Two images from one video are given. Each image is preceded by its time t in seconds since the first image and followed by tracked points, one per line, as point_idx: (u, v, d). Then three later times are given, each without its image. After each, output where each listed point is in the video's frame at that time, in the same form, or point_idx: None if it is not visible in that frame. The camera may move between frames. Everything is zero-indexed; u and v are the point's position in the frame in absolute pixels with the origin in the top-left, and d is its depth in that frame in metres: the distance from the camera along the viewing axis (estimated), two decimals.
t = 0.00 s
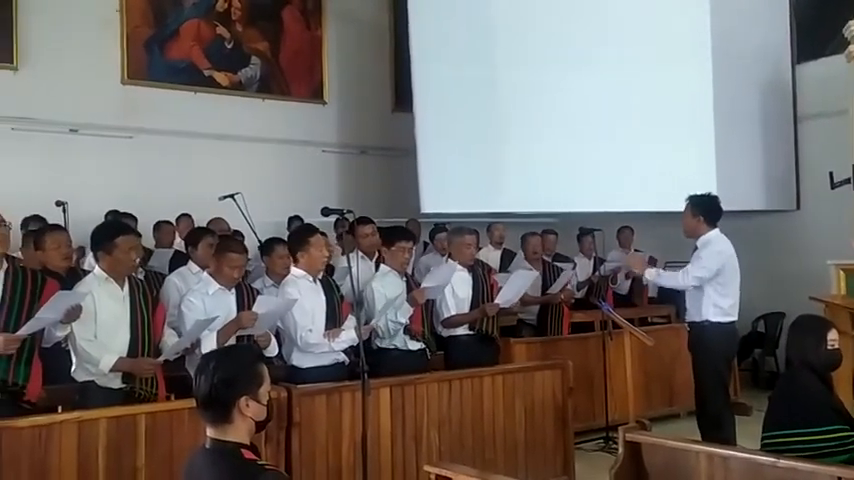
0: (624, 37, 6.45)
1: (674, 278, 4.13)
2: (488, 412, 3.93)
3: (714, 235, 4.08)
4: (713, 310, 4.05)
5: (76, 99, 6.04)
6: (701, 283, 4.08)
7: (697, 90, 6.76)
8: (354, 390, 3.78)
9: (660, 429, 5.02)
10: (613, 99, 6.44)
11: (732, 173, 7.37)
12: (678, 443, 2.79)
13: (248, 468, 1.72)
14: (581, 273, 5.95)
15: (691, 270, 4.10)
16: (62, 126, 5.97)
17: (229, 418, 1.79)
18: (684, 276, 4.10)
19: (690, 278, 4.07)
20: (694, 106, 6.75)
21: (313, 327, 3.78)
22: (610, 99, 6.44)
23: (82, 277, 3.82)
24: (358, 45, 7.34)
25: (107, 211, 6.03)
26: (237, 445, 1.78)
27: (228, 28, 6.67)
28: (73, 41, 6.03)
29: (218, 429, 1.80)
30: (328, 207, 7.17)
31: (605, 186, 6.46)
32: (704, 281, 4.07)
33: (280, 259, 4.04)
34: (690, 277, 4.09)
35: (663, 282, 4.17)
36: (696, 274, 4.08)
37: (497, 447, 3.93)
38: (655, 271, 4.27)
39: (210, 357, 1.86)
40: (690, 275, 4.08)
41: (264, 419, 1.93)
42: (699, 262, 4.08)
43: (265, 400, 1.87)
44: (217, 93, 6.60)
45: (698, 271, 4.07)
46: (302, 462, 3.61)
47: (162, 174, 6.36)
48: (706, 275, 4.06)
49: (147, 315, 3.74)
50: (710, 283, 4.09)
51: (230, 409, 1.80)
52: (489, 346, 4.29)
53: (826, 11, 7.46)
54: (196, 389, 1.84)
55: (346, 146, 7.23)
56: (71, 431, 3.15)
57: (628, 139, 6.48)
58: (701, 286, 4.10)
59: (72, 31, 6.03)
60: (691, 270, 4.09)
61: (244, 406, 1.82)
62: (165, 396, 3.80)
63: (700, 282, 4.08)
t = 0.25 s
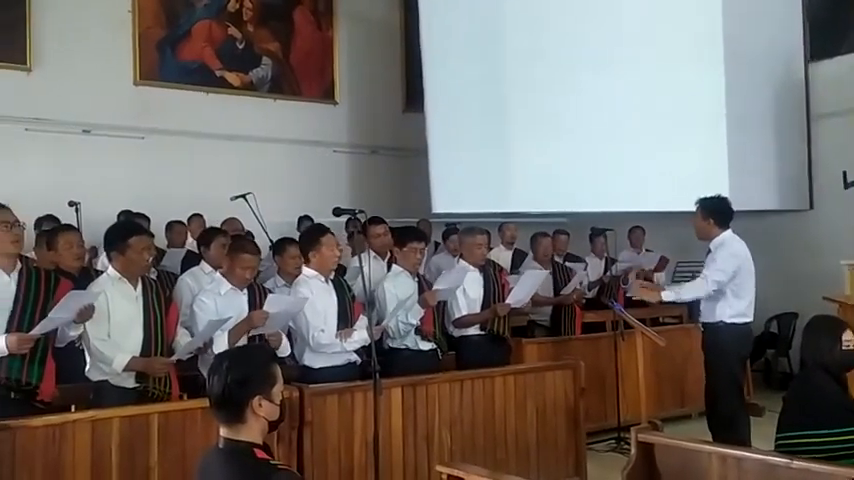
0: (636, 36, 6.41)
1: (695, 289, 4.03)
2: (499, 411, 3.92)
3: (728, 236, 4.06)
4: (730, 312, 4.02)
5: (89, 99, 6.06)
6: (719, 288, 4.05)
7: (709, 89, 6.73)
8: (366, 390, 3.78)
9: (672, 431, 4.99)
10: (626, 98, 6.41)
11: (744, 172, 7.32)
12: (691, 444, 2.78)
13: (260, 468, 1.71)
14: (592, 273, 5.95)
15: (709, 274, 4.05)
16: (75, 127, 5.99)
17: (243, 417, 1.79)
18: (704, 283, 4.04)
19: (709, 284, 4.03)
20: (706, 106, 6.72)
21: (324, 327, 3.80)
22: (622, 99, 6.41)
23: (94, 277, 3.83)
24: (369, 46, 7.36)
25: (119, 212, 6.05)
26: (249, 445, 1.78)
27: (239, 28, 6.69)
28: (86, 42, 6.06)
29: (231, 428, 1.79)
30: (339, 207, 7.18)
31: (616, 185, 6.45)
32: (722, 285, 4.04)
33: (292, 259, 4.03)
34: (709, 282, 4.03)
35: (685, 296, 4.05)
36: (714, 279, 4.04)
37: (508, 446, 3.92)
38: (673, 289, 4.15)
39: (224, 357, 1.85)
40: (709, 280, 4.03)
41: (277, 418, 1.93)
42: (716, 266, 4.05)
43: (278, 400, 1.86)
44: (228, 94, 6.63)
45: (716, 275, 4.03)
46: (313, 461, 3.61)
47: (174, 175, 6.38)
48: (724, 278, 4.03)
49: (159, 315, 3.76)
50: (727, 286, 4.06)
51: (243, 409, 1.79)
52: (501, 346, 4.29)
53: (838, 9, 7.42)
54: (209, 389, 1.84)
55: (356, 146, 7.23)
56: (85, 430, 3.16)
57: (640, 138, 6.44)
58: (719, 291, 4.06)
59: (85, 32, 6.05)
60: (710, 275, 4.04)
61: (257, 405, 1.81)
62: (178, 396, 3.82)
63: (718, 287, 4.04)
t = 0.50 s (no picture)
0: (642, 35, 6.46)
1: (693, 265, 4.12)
2: (505, 407, 4.01)
3: (728, 234, 4.14)
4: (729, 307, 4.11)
5: (104, 102, 6.16)
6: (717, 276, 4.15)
7: (714, 89, 6.79)
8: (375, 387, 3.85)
9: (675, 426, 5.08)
10: (633, 101, 6.46)
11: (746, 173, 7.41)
12: (694, 439, 2.83)
13: (272, 461, 1.76)
14: (595, 272, 6.05)
15: (710, 259, 4.13)
16: (91, 129, 6.10)
17: (255, 413, 1.82)
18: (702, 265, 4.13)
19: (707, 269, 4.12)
20: (711, 107, 6.79)
21: (334, 324, 3.90)
22: (630, 101, 6.45)
23: (111, 276, 3.92)
24: (378, 49, 7.48)
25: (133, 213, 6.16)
26: (261, 437, 1.82)
27: (252, 33, 6.80)
28: (102, 45, 6.17)
29: (244, 424, 1.83)
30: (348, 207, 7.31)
31: (621, 186, 6.49)
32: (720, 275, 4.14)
33: (302, 258, 4.14)
34: (708, 267, 4.13)
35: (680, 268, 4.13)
36: (714, 266, 4.13)
37: (514, 441, 4.01)
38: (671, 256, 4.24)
39: (236, 354, 1.88)
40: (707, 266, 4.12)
41: (289, 413, 1.96)
42: (717, 254, 4.13)
43: (289, 394, 1.89)
44: (241, 98, 6.74)
45: (716, 263, 4.12)
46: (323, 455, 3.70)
47: (184, 176, 6.48)
48: (723, 268, 4.12)
49: (174, 312, 3.86)
50: (725, 277, 4.16)
51: (256, 405, 1.82)
52: (507, 343, 4.39)
53: (838, 12, 7.50)
54: (221, 383, 1.87)
55: (364, 147, 7.36)
56: (102, 424, 3.26)
57: (646, 137, 6.50)
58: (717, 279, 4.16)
59: (102, 36, 6.16)
60: (710, 261, 4.13)
61: (269, 401, 1.84)
62: (193, 391, 3.92)
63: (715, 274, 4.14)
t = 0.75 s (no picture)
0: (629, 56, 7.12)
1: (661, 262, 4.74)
2: (503, 387, 4.54)
3: (697, 236, 4.71)
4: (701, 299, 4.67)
5: (151, 119, 7.09)
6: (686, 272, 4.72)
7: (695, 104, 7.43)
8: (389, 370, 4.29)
9: (652, 404, 5.66)
10: (618, 113, 7.12)
11: (721, 180, 8.07)
12: (669, 416, 3.26)
13: (299, 436, 1.87)
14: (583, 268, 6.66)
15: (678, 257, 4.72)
16: (140, 143, 7.03)
17: (284, 391, 1.97)
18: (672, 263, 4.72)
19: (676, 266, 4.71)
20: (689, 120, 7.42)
21: (353, 314, 4.40)
22: (615, 113, 7.11)
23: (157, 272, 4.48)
24: (390, 71, 8.55)
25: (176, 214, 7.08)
26: (289, 415, 1.95)
27: (280, 59, 7.84)
28: (147, 69, 7.10)
29: (274, 401, 1.98)
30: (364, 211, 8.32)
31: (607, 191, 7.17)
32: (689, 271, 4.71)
33: (325, 255, 4.69)
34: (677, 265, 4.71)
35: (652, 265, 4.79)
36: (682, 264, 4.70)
37: (510, 417, 4.54)
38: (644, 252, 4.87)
39: (268, 340, 2.04)
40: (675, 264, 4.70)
41: (314, 393, 2.11)
42: (684, 254, 4.71)
43: (314, 376, 2.04)
44: (271, 115, 7.76)
45: (684, 262, 4.70)
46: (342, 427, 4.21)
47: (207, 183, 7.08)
48: (690, 266, 4.69)
49: (213, 304, 4.12)
50: (694, 273, 4.72)
51: (285, 385, 1.97)
52: (504, 332, 4.94)
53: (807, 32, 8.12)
54: (255, 368, 2.02)
55: (381, 159, 8.43)
56: (149, 402, 3.36)
57: (637, 139, 7.16)
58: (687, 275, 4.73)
59: (149, 62, 7.11)
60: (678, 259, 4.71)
61: (296, 381, 1.99)
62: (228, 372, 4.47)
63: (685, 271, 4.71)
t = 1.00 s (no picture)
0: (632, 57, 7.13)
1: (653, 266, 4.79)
2: (506, 386, 4.55)
3: (702, 236, 4.73)
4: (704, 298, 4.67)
5: (158, 119, 7.14)
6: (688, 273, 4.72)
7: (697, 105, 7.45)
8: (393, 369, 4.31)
9: (656, 403, 5.67)
10: (622, 112, 7.13)
11: (725, 180, 8.07)
12: (673, 416, 3.27)
13: (304, 435, 1.89)
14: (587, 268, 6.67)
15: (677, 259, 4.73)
16: (147, 143, 7.07)
17: (288, 391, 1.97)
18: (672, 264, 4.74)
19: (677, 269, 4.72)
20: (692, 120, 7.45)
21: (358, 314, 4.42)
22: (619, 112, 7.12)
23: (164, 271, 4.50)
24: (394, 72, 8.57)
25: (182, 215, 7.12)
26: (294, 414, 1.96)
27: (285, 60, 7.87)
28: (153, 70, 7.13)
29: (279, 400, 1.98)
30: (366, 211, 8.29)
31: (610, 191, 7.15)
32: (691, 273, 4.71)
33: (329, 255, 4.73)
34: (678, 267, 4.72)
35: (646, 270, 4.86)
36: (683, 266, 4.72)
37: (514, 416, 4.55)
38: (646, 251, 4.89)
39: (272, 339, 2.04)
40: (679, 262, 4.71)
41: (319, 392, 2.11)
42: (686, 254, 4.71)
43: (318, 376, 2.04)
44: (275, 116, 7.78)
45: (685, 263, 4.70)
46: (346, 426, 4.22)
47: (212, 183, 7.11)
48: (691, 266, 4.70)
49: (217, 304, 4.12)
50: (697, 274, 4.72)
51: (288, 384, 1.97)
52: (507, 331, 4.95)
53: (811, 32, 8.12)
54: (260, 367, 2.02)
55: (385, 160, 8.46)
56: (155, 401, 3.39)
57: (636, 138, 7.17)
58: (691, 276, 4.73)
59: (156, 63, 7.14)
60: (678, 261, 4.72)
61: (300, 381, 1.99)
62: (233, 371, 4.49)
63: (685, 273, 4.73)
